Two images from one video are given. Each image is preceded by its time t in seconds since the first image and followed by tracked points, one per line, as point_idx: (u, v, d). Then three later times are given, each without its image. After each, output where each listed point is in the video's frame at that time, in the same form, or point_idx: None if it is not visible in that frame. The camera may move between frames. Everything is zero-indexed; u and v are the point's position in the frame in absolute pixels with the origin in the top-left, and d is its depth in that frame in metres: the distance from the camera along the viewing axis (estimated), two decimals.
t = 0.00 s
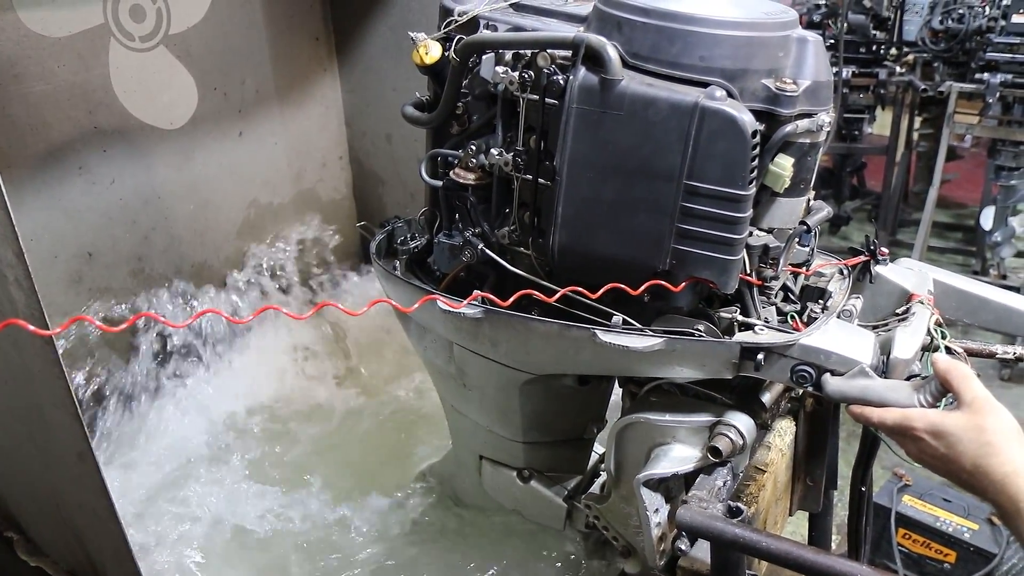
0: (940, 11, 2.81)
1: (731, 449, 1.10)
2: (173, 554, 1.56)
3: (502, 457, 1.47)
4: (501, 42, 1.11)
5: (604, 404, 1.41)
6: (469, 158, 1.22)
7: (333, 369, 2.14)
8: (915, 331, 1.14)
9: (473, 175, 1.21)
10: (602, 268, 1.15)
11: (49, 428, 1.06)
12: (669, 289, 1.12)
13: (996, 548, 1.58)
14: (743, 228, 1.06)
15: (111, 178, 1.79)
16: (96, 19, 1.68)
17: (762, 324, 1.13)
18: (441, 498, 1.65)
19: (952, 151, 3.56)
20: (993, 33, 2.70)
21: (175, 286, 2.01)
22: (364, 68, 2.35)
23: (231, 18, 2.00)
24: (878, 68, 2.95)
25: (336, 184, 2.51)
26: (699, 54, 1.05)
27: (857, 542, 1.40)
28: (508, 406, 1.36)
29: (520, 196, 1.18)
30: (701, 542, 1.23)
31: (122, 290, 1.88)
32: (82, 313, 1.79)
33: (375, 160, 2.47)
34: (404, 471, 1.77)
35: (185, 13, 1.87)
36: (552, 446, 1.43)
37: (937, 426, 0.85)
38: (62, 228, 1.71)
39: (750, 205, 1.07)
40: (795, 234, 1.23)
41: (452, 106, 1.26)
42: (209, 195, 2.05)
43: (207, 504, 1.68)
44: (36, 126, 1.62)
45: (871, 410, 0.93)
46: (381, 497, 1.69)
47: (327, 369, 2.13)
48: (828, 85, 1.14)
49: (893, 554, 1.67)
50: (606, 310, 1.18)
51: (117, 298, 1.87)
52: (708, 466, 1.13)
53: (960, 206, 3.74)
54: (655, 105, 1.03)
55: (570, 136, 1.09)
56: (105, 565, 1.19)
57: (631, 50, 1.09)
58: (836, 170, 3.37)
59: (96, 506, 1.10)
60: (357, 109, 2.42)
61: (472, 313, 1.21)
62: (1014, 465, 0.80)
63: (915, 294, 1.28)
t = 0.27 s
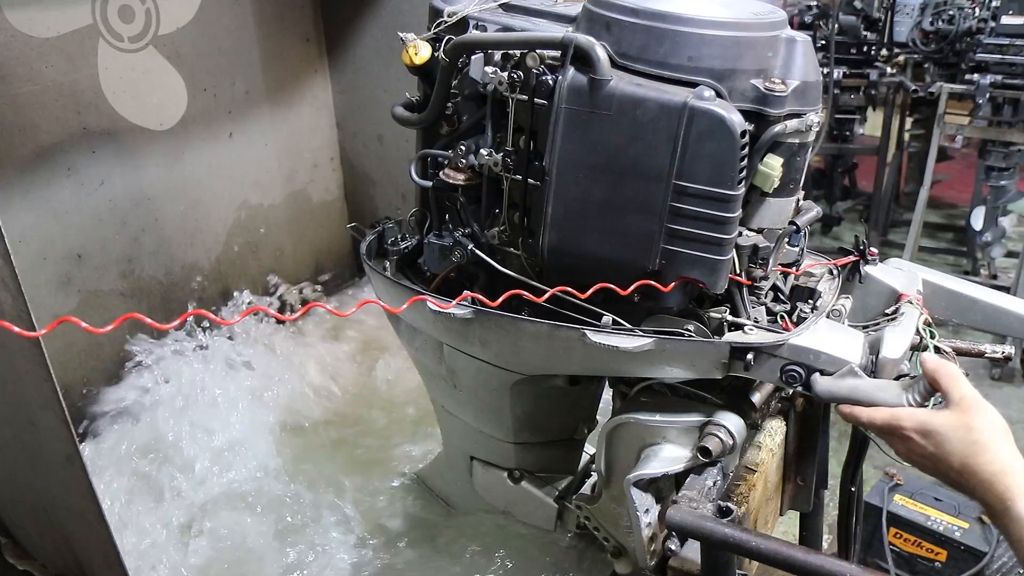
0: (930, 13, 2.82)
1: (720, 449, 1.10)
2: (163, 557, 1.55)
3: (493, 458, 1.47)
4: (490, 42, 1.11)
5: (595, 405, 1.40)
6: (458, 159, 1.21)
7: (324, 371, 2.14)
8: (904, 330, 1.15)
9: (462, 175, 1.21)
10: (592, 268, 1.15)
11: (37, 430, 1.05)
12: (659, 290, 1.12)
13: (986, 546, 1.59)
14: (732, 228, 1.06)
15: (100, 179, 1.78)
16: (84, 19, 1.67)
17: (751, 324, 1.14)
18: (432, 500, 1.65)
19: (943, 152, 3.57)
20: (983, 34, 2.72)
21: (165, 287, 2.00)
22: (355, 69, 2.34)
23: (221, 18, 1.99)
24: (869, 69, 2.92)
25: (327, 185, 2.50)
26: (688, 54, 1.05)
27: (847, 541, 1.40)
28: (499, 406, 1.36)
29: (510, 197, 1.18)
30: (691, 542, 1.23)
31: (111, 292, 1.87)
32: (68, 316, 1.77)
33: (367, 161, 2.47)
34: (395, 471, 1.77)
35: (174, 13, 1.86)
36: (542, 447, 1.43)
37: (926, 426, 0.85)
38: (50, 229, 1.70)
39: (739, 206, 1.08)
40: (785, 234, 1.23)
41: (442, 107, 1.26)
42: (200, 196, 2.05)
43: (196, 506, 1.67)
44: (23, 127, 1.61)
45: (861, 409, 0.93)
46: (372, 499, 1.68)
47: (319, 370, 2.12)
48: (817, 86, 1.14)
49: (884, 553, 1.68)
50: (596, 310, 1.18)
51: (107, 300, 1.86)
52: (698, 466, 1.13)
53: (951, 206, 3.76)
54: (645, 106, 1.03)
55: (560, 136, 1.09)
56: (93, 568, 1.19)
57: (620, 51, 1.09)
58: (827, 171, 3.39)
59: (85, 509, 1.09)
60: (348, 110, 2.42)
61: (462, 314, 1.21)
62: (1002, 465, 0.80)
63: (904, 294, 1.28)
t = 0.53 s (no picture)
0: (923, 14, 2.86)
1: (714, 449, 1.10)
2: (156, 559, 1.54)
3: (487, 459, 1.46)
4: (483, 43, 1.11)
5: (588, 406, 1.41)
6: (450, 159, 1.21)
7: (318, 372, 2.13)
8: (897, 331, 1.15)
9: (455, 176, 1.20)
10: (585, 269, 1.15)
11: (28, 432, 1.04)
12: (652, 290, 1.12)
13: (979, 546, 1.59)
14: (725, 228, 1.06)
15: (92, 180, 1.77)
16: (75, 19, 1.66)
17: (744, 324, 1.14)
18: (426, 501, 1.65)
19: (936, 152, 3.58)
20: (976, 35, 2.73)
21: (157, 288, 1.99)
22: (349, 69, 2.34)
23: (214, 18, 1.98)
24: (862, 70, 2.94)
25: (320, 185, 2.49)
26: (681, 55, 1.05)
27: (841, 541, 1.40)
28: (492, 407, 1.36)
29: (503, 198, 1.18)
30: (684, 543, 1.22)
31: (103, 293, 1.86)
32: (58, 318, 1.76)
33: (360, 161, 2.47)
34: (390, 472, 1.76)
35: (166, 13, 1.85)
36: (536, 449, 1.43)
37: (917, 425, 0.85)
38: (42, 230, 1.69)
39: (732, 206, 1.07)
40: (777, 234, 1.24)
41: (434, 107, 1.25)
42: (192, 197, 2.04)
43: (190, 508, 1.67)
44: (14, 127, 1.60)
45: (853, 410, 0.93)
46: (366, 499, 1.68)
47: (312, 372, 2.12)
48: (809, 86, 1.14)
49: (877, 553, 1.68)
50: (589, 311, 1.18)
51: (99, 301, 1.85)
52: (691, 466, 1.13)
53: (944, 207, 3.77)
54: (637, 106, 1.03)
55: (552, 137, 1.09)
56: (85, 571, 1.18)
57: (612, 51, 1.08)
58: (821, 171, 3.39)
59: (76, 511, 1.08)
60: (341, 111, 2.42)
61: (455, 315, 1.21)
62: (995, 463, 0.79)
63: (897, 294, 1.28)
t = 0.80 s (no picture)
0: (921, 16, 2.85)
1: (709, 450, 1.10)
2: (152, 558, 1.54)
3: (483, 460, 1.46)
4: (479, 43, 1.11)
5: (584, 406, 1.41)
6: (447, 160, 1.21)
7: (314, 372, 2.13)
8: (893, 331, 1.15)
9: (451, 177, 1.21)
10: (581, 269, 1.15)
11: (22, 432, 1.04)
12: (648, 291, 1.12)
13: (975, 547, 1.59)
14: (721, 229, 1.06)
15: (88, 179, 1.77)
16: (72, 18, 1.66)
17: (741, 324, 1.14)
18: (422, 501, 1.64)
19: (934, 154, 3.59)
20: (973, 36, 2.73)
21: (153, 287, 1.99)
22: (346, 69, 2.34)
23: (211, 18, 1.98)
24: (860, 71, 2.93)
25: (317, 185, 2.49)
26: (677, 55, 1.05)
27: (837, 542, 1.40)
28: (488, 408, 1.36)
29: (499, 199, 1.18)
30: (680, 544, 1.23)
31: (99, 293, 1.85)
32: (52, 318, 1.75)
33: (357, 162, 2.47)
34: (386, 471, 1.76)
35: (163, 13, 1.85)
36: (531, 450, 1.42)
37: (913, 425, 0.85)
38: (37, 229, 1.69)
39: (728, 207, 1.07)
40: (774, 235, 1.24)
41: (430, 107, 1.24)
42: (189, 196, 2.03)
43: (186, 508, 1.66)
44: (11, 127, 1.60)
45: (849, 409, 0.93)
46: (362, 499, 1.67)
47: (309, 372, 2.12)
48: (805, 87, 1.14)
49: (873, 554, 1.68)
50: (585, 311, 1.18)
51: (95, 301, 1.85)
52: (687, 467, 1.13)
53: (941, 208, 3.77)
54: (633, 107, 1.03)
55: (548, 137, 1.09)
56: (80, 571, 1.17)
57: (609, 51, 1.08)
58: (818, 173, 3.40)
59: (71, 511, 1.08)
60: (338, 110, 2.41)
61: (450, 315, 1.20)
62: (989, 464, 0.79)
63: (892, 295, 1.28)
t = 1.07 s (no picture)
0: (917, 14, 2.84)
1: (705, 453, 1.09)
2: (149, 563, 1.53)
3: (479, 463, 1.46)
4: (474, 44, 1.10)
5: (580, 409, 1.40)
6: (441, 162, 1.20)
7: (311, 374, 2.12)
8: (891, 331, 1.15)
9: (446, 179, 1.20)
10: (577, 271, 1.14)
11: (15, 437, 1.03)
12: (645, 293, 1.11)
13: (974, 547, 1.59)
14: (718, 230, 1.05)
15: (82, 183, 1.76)
16: (65, 21, 1.65)
17: (738, 326, 1.13)
18: (419, 503, 1.64)
19: (930, 153, 3.59)
20: (969, 35, 2.70)
21: (148, 291, 1.98)
22: (341, 71, 2.33)
23: (206, 20, 1.97)
24: (856, 70, 2.94)
25: (313, 187, 2.49)
26: (673, 56, 1.05)
27: (835, 543, 1.40)
28: (484, 411, 1.35)
29: (494, 201, 1.18)
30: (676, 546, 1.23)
31: (94, 297, 1.84)
32: (44, 323, 1.74)
33: (353, 163, 2.46)
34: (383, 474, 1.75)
35: (157, 15, 1.84)
36: (527, 453, 1.42)
37: (910, 426, 0.85)
38: (31, 233, 1.68)
39: (725, 208, 1.07)
40: (770, 235, 1.23)
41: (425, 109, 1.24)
42: (184, 199, 2.03)
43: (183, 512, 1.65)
44: (4, 130, 1.59)
45: (847, 410, 0.93)
46: (359, 501, 1.67)
47: (305, 375, 2.11)
48: (801, 87, 1.14)
49: (872, 554, 1.68)
50: (581, 314, 1.18)
51: (89, 305, 1.84)
52: (683, 470, 1.12)
53: (938, 207, 3.78)
54: (630, 108, 1.03)
55: (544, 138, 1.08)
56: None
57: (604, 53, 1.08)
58: (815, 172, 3.40)
59: (65, 516, 1.07)
60: (334, 112, 2.41)
61: (446, 318, 1.20)
62: (986, 465, 0.78)
63: (890, 295, 1.28)
